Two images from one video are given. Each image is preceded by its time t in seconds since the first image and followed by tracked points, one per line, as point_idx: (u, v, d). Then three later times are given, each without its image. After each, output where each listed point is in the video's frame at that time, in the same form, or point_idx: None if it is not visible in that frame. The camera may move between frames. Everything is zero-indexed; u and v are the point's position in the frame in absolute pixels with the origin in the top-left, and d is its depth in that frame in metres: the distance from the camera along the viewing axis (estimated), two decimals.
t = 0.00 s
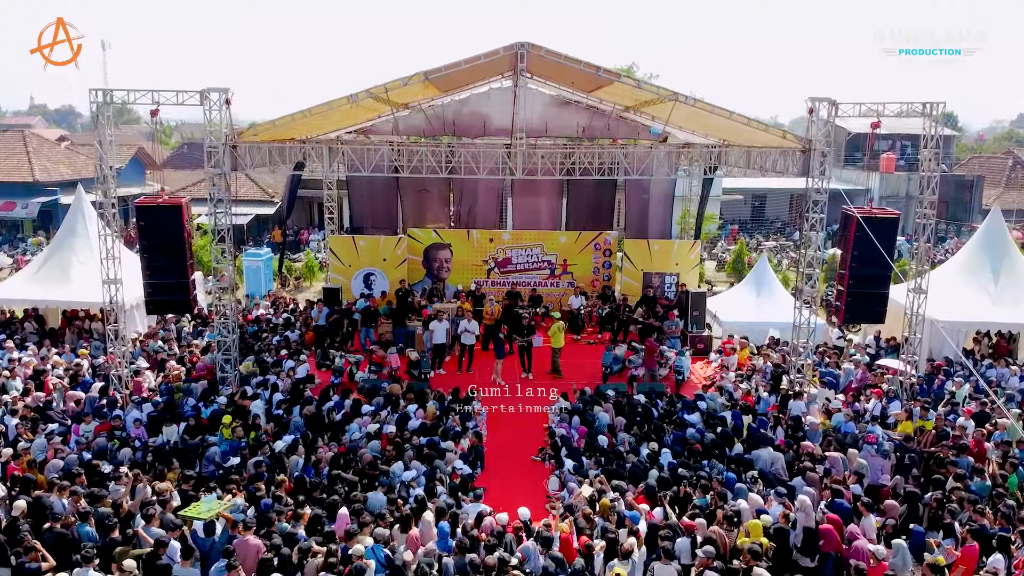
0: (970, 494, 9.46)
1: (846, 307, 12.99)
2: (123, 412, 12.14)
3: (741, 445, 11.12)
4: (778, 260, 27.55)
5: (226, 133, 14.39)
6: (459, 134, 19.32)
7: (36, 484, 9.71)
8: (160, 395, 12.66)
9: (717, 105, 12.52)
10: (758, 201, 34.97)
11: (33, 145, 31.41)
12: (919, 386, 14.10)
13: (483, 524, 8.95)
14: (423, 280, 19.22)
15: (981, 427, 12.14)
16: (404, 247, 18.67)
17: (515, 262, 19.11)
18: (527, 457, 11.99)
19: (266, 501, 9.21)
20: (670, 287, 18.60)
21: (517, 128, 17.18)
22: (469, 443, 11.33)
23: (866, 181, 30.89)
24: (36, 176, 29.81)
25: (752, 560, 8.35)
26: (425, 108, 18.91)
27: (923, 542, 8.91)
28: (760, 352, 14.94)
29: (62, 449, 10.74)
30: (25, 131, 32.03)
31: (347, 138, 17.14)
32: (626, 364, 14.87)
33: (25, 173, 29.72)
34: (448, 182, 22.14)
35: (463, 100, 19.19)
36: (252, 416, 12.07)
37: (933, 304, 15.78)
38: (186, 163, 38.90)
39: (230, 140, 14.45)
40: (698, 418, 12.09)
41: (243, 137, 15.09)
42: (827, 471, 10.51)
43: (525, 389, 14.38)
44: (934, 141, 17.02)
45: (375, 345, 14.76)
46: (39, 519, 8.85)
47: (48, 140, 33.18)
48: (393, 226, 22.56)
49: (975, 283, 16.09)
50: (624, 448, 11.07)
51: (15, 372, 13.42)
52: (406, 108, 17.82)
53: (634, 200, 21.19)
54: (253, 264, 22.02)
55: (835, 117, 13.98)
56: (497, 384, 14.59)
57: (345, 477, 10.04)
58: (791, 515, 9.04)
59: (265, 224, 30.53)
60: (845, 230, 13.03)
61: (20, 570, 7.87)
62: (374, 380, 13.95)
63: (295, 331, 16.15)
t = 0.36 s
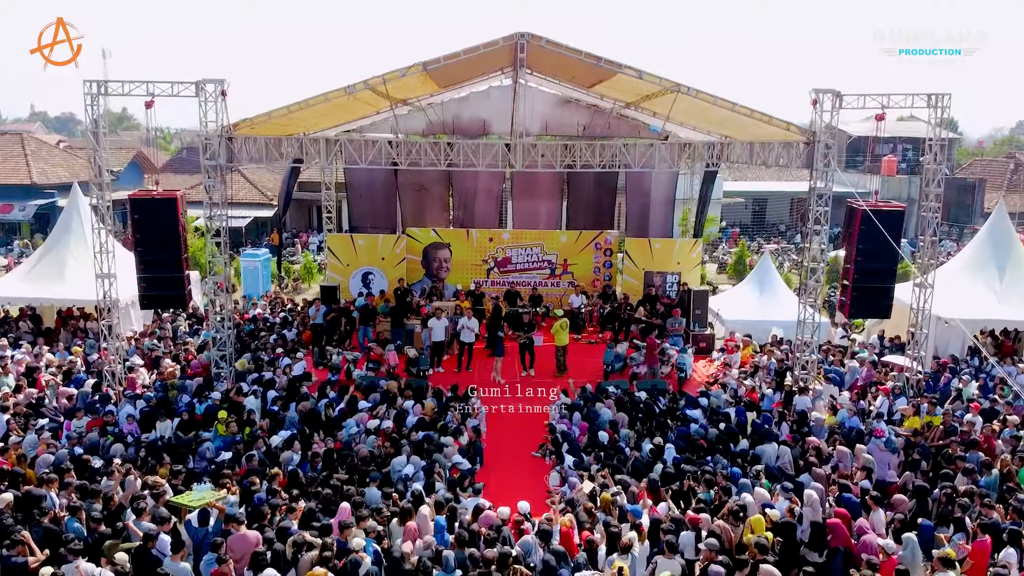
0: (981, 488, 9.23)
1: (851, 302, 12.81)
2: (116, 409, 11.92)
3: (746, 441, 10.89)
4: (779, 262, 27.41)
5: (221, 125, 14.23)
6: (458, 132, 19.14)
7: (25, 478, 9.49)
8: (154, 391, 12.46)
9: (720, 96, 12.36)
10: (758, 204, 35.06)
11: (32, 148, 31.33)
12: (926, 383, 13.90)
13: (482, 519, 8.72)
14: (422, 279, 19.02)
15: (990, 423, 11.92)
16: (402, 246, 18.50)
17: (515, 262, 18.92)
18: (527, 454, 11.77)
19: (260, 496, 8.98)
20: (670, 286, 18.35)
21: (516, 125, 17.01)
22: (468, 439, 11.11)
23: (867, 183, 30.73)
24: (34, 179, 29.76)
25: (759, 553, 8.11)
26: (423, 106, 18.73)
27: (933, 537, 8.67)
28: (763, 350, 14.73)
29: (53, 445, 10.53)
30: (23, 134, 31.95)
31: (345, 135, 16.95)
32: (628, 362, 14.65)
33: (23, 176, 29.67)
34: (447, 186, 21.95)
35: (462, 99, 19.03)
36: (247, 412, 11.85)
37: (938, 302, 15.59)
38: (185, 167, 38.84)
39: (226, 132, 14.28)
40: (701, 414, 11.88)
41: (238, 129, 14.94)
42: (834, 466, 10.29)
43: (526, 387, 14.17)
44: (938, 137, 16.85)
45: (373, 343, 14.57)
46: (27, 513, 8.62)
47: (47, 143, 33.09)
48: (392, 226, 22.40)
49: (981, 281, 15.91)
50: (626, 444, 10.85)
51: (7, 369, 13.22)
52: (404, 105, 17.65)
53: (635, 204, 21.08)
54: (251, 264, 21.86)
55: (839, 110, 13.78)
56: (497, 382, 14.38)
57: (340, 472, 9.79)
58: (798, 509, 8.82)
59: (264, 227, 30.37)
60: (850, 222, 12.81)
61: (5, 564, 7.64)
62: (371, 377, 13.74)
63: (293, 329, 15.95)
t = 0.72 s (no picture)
0: (990, 473, 9.04)
1: (857, 289, 12.66)
2: (109, 396, 11.73)
3: (748, 428, 10.73)
4: (781, 257, 27.29)
5: (216, 109, 14.01)
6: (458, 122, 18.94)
7: (15, 463, 9.31)
8: (147, 379, 12.27)
9: (722, 78, 12.19)
10: (760, 200, 35.06)
11: (29, 142, 31.18)
12: (931, 371, 13.75)
13: (481, 503, 8.52)
14: (421, 271, 18.81)
15: (997, 411, 11.75)
16: (401, 237, 18.33)
17: (515, 253, 18.73)
18: (527, 442, 11.60)
19: (253, 480, 8.79)
20: (672, 277, 18.22)
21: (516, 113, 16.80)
22: (468, 426, 10.93)
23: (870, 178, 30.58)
24: (31, 173, 29.67)
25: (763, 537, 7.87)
26: (421, 94, 18.52)
27: (942, 523, 8.50)
28: (766, 339, 14.55)
29: (44, 430, 10.35)
30: (21, 129, 31.78)
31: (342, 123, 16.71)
32: (629, 352, 14.47)
33: (20, 171, 29.54)
34: (445, 179, 21.65)
35: (461, 88, 18.82)
36: (242, 399, 11.67)
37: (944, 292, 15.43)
38: (184, 164, 38.76)
39: (220, 115, 14.04)
40: (703, 402, 11.69)
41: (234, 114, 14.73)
42: (839, 453, 10.12)
43: (526, 376, 13.99)
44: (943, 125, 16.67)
45: (371, 332, 14.39)
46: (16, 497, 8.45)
47: (44, 137, 32.92)
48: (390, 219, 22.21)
49: (987, 269, 15.76)
50: (627, 431, 10.66)
51: None
52: (403, 92, 17.46)
53: (636, 197, 20.95)
54: (249, 256, 21.72)
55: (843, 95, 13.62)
56: (496, 371, 14.18)
57: (336, 457, 9.61)
58: (803, 494, 8.65)
59: (261, 222, 30.20)
60: (856, 208, 12.68)
61: None
62: (369, 366, 13.55)
63: (289, 320, 15.75)
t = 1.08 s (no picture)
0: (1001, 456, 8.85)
1: (864, 271, 12.67)
2: (102, 380, 11.54)
3: (753, 412, 10.53)
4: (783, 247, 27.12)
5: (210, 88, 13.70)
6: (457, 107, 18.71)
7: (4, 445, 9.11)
8: (141, 364, 12.06)
9: (727, 57, 12.05)
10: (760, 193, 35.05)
11: (26, 133, 31.02)
12: (937, 356, 13.59)
13: (480, 485, 8.31)
14: (420, 260, 18.59)
15: (1005, 395, 11.56)
16: (399, 224, 18.13)
17: (515, 242, 18.51)
18: (528, 427, 11.42)
19: (247, 462, 8.57)
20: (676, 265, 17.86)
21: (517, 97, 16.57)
22: (467, 409, 10.72)
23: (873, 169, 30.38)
24: (27, 165, 29.59)
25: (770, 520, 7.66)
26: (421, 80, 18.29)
27: (952, 505, 8.32)
28: (770, 325, 14.36)
29: (35, 414, 10.15)
30: (18, 120, 31.61)
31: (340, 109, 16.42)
32: (631, 338, 14.26)
33: (17, 161, 29.40)
34: (446, 170, 21.18)
35: (461, 74, 18.57)
36: (237, 383, 11.47)
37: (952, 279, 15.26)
38: (183, 155, 38.64)
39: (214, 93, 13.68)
40: (707, 386, 11.49)
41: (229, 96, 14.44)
42: (846, 436, 9.93)
43: (526, 362, 13.79)
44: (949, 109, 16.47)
45: (369, 318, 14.19)
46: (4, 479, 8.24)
47: (42, 128, 32.74)
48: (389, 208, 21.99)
49: (995, 255, 15.58)
50: (631, 414, 10.45)
51: None
52: (402, 76, 17.23)
53: (637, 189, 20.76)
54: (246, 246, 21.55)
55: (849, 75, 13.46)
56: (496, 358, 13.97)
57: (332, 438, 9.38)
58: (810, 475, 8.43)
59: (260, 214, 30.03)
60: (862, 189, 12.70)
61: None
62: (367, 352, 13.35)
63: (286, 307, 15.53)
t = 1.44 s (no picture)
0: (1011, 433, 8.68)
1: (870, 248, 12.93)
2: (96, 359, 11.38)
3: (758, 391, 10.35)
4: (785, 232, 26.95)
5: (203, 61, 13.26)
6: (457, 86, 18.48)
7: None
8: (135, 343, 11.87)
9: (731, 30, 12.18)
10: (762, 179, 35.28)
11: (22, 118, 30.80)
12: (943, 336, 13.41)
13: (481, 462, 8.13)
14: (419, 243, 18.37)
15: (1013, 375, 11.39)
16: (398, 206, 17.89)
17: (515, 225, 18.29)
18: (529, 406, 11.29)
19: (241, 439, 8.36)
20: (676, 247, 17.57)
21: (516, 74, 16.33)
22: (468, 388, 10.56)
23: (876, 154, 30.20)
24: (24, 149, 29.39)
25: (777, 496, 7.48)
26: (420, 59, 18.08)
27: (962, 482, 8.16)
28: (774, 306, 14.19)
29: (28, 392, 9.98)
30: (14, 105, 31.38)
31: (338, 89, 16.19)
32: (633, 320, 14.08)
33: (13, 146, 29.21)
34: (446, 159, 20.70)
35: (460, 53, 18.35)
36: (233, 362, 11.28)
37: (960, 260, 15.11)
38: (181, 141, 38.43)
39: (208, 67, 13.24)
40: (710, 365, 11.30)
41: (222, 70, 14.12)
42: (852, 415, 9.76)
43: (527, 343, 13.62)
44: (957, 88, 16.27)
45: (367, 299, 14.01)
46: None
47: (38, 114, 32.51)
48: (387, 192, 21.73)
49: (1004, 236, 15.42)
50: (634, 392, 10.27)
51: None
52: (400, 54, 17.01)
53: (639, 173, 20.51)
54: (244, 229, 21.40)
55: (857, 48, 13.24)
56: (496, 340, 13.77)
57: (330, 415, 9.22)
58: (817, 451, 8.26)
59: (258, 199, 29.86)
60: (868, 165, 12.91)
61: None
62: (365, 332, 13.16)
63: (283, 288, 15.33)
